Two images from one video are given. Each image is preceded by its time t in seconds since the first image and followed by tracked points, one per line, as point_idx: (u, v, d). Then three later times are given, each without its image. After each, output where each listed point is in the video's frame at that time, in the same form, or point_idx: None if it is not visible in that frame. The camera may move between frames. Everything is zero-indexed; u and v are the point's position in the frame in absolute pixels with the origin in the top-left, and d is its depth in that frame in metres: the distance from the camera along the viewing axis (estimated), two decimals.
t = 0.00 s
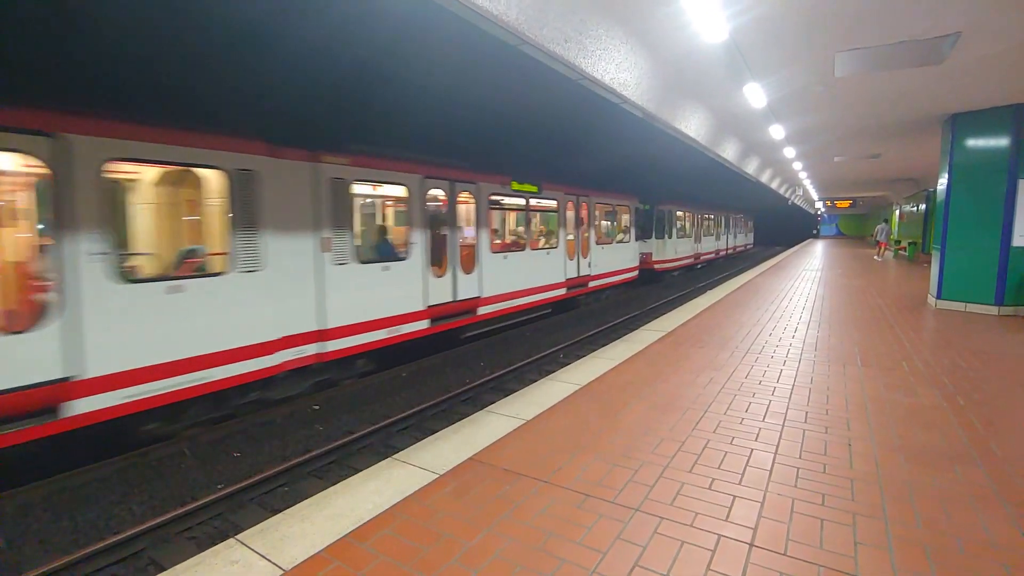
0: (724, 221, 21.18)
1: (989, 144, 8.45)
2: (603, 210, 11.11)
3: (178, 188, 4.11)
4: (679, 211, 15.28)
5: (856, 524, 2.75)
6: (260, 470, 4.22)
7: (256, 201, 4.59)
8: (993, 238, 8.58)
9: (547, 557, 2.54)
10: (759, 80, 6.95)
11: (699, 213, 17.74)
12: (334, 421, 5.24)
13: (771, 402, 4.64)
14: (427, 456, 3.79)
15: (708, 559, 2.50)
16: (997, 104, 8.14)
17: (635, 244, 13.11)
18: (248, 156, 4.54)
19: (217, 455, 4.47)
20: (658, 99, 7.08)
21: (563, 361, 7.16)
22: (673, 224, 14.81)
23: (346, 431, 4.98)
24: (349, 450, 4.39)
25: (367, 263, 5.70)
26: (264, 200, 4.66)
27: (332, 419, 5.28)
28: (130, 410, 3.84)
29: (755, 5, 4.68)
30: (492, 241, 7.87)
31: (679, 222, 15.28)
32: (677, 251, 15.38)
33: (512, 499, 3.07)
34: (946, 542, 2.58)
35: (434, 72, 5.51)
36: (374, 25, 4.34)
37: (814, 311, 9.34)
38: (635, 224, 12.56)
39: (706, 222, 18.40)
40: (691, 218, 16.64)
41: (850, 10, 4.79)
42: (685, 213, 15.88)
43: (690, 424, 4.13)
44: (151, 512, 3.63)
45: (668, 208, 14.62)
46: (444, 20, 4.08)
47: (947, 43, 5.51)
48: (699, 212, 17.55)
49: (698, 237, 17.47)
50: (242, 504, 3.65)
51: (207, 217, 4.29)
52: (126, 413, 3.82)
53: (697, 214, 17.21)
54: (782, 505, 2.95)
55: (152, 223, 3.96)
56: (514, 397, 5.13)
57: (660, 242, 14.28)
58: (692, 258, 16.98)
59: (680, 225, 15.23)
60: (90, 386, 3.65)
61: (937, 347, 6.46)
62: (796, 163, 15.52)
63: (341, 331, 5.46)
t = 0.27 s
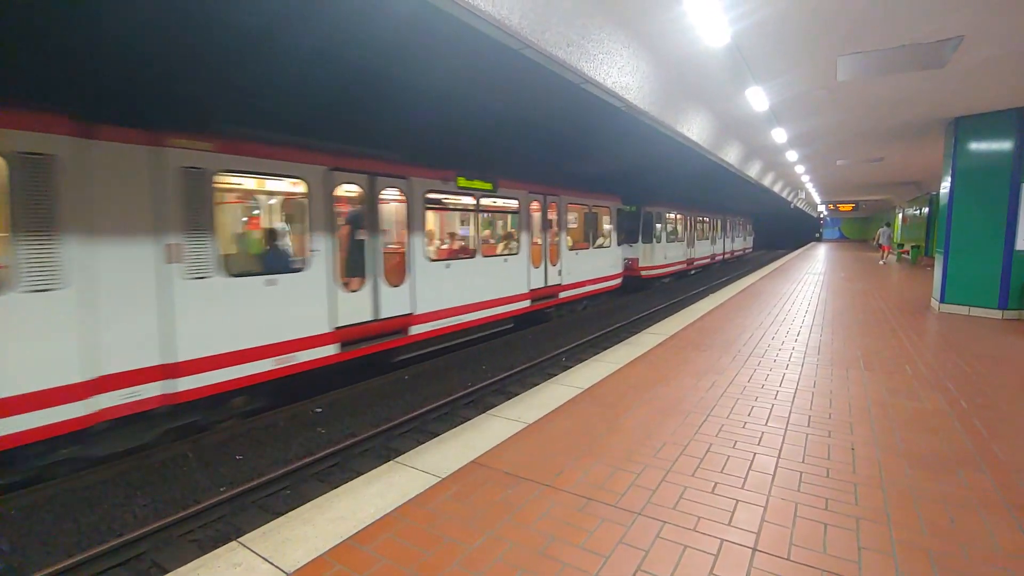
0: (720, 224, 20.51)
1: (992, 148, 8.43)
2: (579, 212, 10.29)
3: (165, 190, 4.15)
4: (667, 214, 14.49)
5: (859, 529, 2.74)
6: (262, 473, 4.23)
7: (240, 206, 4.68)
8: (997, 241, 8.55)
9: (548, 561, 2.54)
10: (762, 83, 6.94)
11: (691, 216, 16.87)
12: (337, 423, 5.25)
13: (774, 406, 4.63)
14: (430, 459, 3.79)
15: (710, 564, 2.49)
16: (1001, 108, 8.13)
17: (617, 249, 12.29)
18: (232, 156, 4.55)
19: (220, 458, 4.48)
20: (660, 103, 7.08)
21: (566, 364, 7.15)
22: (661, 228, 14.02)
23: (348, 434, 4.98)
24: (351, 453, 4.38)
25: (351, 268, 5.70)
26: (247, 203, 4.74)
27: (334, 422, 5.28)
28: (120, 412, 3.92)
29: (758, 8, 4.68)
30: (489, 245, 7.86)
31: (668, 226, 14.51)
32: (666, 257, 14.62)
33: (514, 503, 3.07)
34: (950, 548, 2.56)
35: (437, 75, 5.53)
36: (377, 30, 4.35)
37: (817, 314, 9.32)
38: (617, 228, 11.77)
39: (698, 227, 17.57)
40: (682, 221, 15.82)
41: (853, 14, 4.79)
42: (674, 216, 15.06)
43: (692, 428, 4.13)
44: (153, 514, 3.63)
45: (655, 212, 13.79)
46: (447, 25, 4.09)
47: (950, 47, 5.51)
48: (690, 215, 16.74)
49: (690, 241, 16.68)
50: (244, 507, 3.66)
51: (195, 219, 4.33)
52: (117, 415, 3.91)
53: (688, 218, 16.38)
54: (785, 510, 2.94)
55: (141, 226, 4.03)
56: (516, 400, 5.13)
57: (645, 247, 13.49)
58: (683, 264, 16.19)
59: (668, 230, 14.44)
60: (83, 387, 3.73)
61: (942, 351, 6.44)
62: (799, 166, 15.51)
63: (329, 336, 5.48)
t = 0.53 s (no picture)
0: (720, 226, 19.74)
1: (999, 150, 8.38)
2: (555, 212, 9.36)
3: (178, 194, 4.25)
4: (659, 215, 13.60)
5: (865, 533, 2.73)
6: (267, 474, 4.25)
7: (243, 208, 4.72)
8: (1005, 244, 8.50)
9: (553, 562, 2.54)
10: (767, 85, 6.91)
11: (686, 217, 15.92)
12: (341, 425, 5.27)
13: (779, 409, 4.61)
14: (434, 460, 3.80)
15: (715, 566, 2.49)
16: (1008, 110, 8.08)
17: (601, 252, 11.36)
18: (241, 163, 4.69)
19: (225, 458, 4.50)
20: (665, 105, 7.07)
21: (570, 366, 7.15)
22: (652, 230, 13.08)
23: (352, 435, 5.00)
24: (356, 455, 4.40)
25: (348, 270, 5.65)
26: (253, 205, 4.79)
27: (339, 423, 5.30)
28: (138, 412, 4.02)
29: (763, 10, 4.68)
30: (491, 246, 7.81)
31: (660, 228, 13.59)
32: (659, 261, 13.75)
33: (519, 505, 3.06)
34: (958, 552, 2.55)
35: (442, 78, 5.55)
36: (383, 33, 4.38)
37: (823, 317, 9.27)
38: (601, 230, 10.85)
39: (696, 229, 16.68)
40: (676, 223, 14.90)
41: (860, 15, 4.77)
42: (668, 217, 14.18)
43: (697, 431, 4.12)
44: (159, 514, 3.66)
45: (645, 212, 12.87)
46: (453, 28, 4.11)
47: (957, 48, 5.49)
48: (686, 216, 15.84)
49: (685, 243, 15.71)
50: (250, 507, 3.68)
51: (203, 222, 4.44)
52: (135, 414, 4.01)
53: (683, 219, 15.52)
54: (790, 513, 2.94)
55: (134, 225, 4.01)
56: (520, 402, 5.13)
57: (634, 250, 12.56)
58: (678, 268, 15.28)
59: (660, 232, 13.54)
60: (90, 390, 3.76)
61: (948, 354, 6.40)
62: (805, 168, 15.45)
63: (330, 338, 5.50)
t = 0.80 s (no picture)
0: (717, 224, 18.96)
1: (1005, 148, 8.33)
2: (526, 207, 8.34)
3: (185, 192, 4.25)
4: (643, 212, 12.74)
5: (869, 531, 2.73)
6: (271, 471, 4.27)
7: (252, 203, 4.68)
8: (1010, 242, 8.44)
9: (557, 560, 2.55)
10: (771, 82, 6.88)
11: (677, 216, 15.02)
12: (345, 422, 5.29)
13: (783, 407, 4.61)
14: (438, 458, 3.81)
15: (718, 564, 2.49)
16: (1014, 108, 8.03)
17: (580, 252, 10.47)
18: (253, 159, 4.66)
19: (230, 455, 4.53)
20: (669, 103, 7.05)
21: (573, 364, 7.15)
22: (636, 229, 12.26)
23: (356, 432, 5.02)
24: (359, 452, 4.42)
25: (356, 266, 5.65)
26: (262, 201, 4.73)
27: (343, 421, 5.32)
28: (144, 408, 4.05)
29: (767, 7, 4.67)
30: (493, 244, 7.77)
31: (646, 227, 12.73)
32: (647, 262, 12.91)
33: (522, 503, 3.07)
34: (962, 551, 2.54)
35: (445, 76, 5.55)
36: (386, 32, 4.38)
37: (827, 315, 9.26)
38: (580, 228, 9.95)
39: (688, 227, 15.80)
40: (666, 221, 14.04)
41: (865, 12, 4.74)
42: (656, 215, 13.36)
43: (700, 429, 4.11)
44: (165, 510, 3.69)
45: (628, 209, 12.00)
46: (456, 26, 4.10)
47: (963, 46, 5.46)
48: (678, 214, 14.98)
49: (676, 243, 14.84)
50: (254, 503, 3.70)
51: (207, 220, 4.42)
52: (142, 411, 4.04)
53: (675, 217, 14.65)
54: (793, 511, 2.93)
55: (128, 225, 4.00)
56: (524, 400, 5.14)
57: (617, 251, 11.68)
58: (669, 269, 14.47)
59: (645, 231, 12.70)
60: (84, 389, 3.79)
61: (953, 353, 6.38)
62: (809, 166, 15.40)
63: (334, 337, 5.45)
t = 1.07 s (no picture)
0: (713, 223, 18.08)
1: (1011, 146, 8.28)
2: (492, 205, 7.65)
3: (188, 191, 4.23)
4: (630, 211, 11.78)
5: (874, 531, 2.72)
6: (276, 470, 4.29)
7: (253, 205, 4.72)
8: (1017, 241, 8.40)
9: (561, 559, 2.55)
10: (776, 81, 6.85)
11: (670, 214, 14.12)
12: (349, 421, 5.30)
13: (787, 407, 4.59)
14: (442, 457, 3.82)
15: (722, 564, 2.48)
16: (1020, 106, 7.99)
17: (555, 253, 9.70)
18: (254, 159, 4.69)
19: (235, 454, 4.54)
20: (672, 102, 7.03)
21: (576, 363, 7.15)
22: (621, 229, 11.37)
23: (360, 431, 5.04)
24: (363, 451, 4.43)
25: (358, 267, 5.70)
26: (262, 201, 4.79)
27: (347, 420, 5.34)
28: (144, 408, 4.06)
29: (772, 6, 4.66)
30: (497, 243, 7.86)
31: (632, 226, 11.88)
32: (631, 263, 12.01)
33: (526, 502, 3.07)
34: (969, 551, 2.53)
35: (448, 76, 5.55)
36: (390, 32, 4.39)
37: (831, 315, 9.22)
38: (553, 229, 9.04)
39: (681, 226, 14.88)
40: (654, 219, 13.15)
41: (872, 9, 4.71)
42: (644, 214, 12.47)
43: (704, 429, 4.11)
44: (171, 509, 3.71)
45: (609, 208, 11.12)
46: (460, 26, 4.11)
47: (968, 44, 5.44)
48: (670, 212, 14.12)
49: (668, 243, 13.98)
50: (259, 502, 3.71)
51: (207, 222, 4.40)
52: (140, 412, 4.04)
53: (665, 216, 13.80)
54: (799, 511, 2.92)
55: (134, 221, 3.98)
56: (527, 399, 5.14)
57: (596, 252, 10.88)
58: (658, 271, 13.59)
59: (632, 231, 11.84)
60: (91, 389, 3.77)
61: (958, 352, 6.35)
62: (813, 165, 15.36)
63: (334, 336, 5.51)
